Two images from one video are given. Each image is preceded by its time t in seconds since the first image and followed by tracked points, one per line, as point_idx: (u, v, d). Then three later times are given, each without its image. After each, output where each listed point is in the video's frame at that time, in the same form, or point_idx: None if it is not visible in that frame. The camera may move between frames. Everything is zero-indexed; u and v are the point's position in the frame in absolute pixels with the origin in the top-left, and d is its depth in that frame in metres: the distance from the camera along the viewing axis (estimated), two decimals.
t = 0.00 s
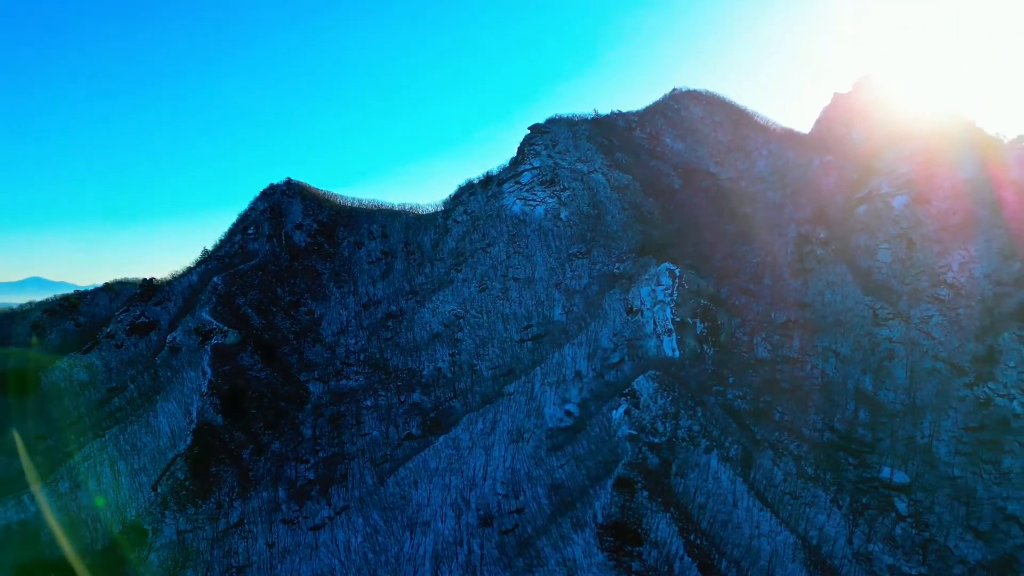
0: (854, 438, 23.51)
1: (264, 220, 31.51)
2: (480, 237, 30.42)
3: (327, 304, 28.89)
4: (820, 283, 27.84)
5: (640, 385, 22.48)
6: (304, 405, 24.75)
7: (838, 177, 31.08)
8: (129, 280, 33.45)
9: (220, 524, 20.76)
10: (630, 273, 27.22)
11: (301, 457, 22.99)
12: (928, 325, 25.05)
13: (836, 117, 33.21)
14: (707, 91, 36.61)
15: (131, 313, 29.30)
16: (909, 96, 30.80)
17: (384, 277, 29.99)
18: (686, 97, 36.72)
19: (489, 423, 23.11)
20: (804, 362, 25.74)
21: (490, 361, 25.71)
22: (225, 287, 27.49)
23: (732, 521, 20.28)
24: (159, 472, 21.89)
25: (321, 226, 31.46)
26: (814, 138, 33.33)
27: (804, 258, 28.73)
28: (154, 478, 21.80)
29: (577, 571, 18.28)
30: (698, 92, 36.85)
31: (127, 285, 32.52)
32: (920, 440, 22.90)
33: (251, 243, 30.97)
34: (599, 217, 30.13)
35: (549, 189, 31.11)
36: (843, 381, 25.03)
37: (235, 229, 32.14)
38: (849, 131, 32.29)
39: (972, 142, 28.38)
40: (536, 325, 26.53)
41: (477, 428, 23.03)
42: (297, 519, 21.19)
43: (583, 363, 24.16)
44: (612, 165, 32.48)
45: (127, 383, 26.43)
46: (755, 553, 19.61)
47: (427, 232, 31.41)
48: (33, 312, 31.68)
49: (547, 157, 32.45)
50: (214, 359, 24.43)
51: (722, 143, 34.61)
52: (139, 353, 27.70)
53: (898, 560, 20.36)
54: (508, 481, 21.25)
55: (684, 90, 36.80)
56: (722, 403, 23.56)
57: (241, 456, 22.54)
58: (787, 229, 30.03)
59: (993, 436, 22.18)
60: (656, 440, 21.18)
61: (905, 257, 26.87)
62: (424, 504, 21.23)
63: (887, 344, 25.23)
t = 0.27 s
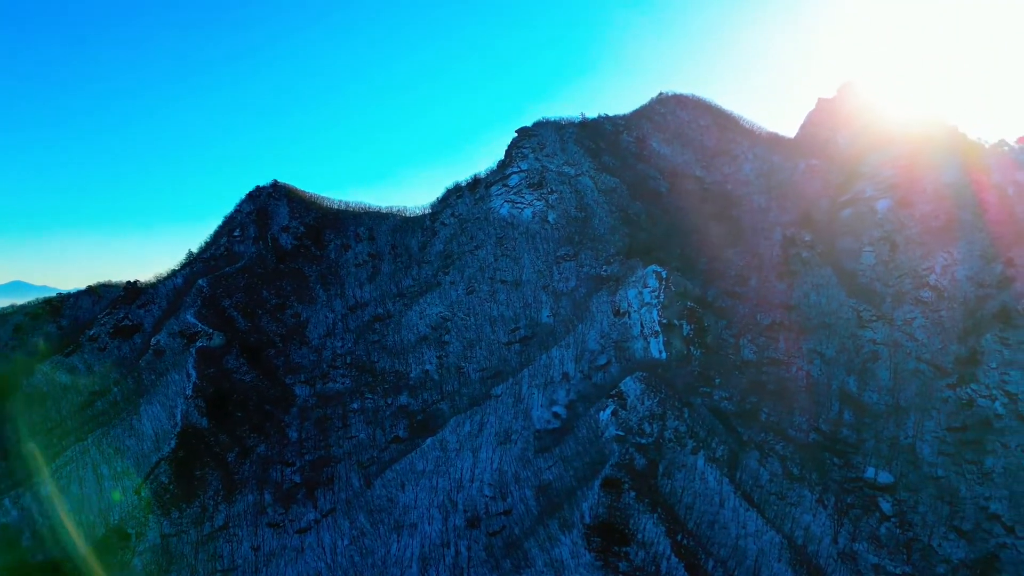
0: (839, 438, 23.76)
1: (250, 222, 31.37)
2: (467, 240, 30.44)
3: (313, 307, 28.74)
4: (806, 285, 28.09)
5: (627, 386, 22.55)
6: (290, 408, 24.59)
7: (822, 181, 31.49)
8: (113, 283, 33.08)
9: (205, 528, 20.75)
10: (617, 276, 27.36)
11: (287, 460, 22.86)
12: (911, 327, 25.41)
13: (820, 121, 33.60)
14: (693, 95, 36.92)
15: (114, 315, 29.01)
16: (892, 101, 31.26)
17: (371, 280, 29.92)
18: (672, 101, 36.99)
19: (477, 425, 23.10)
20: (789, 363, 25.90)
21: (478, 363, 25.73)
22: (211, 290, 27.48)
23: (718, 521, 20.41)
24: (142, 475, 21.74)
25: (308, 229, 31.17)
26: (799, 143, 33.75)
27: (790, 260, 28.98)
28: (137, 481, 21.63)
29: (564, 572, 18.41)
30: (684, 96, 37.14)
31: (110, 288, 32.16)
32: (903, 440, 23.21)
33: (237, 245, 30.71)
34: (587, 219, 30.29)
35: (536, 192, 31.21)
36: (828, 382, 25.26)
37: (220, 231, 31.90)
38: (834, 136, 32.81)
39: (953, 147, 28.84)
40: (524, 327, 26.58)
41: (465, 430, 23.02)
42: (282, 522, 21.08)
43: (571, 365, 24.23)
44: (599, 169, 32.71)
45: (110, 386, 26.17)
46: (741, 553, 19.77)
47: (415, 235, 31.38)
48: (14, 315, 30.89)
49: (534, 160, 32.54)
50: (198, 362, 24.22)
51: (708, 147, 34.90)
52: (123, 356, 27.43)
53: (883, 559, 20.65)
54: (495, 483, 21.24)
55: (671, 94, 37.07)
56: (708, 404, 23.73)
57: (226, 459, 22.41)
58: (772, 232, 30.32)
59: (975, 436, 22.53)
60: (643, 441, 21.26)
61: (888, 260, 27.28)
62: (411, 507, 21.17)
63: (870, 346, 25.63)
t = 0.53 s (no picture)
0: (825, 439, 24.01)
1: (236, 225, 31.24)
2: (455, 242, 30.46)
3: (300, 309, 28.61)
4: (791, 287, 28.36)
5: (615, 387, 22.64)
6: (275, 411, 24.40)
7: (807, 184, 31.92)
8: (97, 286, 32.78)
9: (189, 531, 20.60)
10: (605, 278, 27.49)
11: (272, 463, 22.69)
12: (894, 329, 25.79)
13: (805, 126, 34.06)
14: (679, 99, 37.23)
15: (98, 318, 28.68)
16: (875, 106, 31.67)
17: (358, 282, 29.83)
18: (658, 105, 37.27)
19: (464, 427, 23.11)
20: (775, 365, 26.21)
21: (465, 365, 25.74)
22: (196, 292, 27.29)
23: (705, 521, 20.52)
24: (125, 478, 21.64)
25: (294, 231, 31.09)
26: (784, 147, 34.16)
27: (775, 263, 29.31)
28: (119, 484, 21.55)
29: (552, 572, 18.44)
30: (670, 100, 37.44)
31: (94, 290, 31.84)
32: (888, 441, 23.52)
33: (222, 247, 30.53)
34: (574, 222, 30.42)
35: (524, 194, 31.30)
36: (813, 383, 25.50)
37: (205, 234, 31.68)
38: (818, 140, 33.18)
39: (935, 152, 29.21)
40: (511, 329, 26.64)
41: (452, 431, 23.00)
42: (268, 525, 20.97)
43: (559, 366, 24.32)
44: (587, 171, 32.90)
45: (93, 389, 25.91)
46: (727, 552, 19.88)
47: (402, 237, 31.32)
48: None
49: (522, 162, 32.64)
50: (183, 364, 24.04)
51: (695, 150, 35.17)
52: (106, 359, 27.18)
53: (868, 559, 20.88)
54: (482, 484, 21.23)
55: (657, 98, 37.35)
56: (695, 404, 23.90)
57: (211, 463, 22.27)
58: (758, 235, 30.58)
59: (958, 435, 22.81)
60: (631, 442, 21.35)
61: (872, 262, 27.61)
62: (398, 509, 21.11)
63: (855, 348, 25.92)
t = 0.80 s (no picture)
0: (810, 438, 24.23)
1: (221, 225, 31.05)
2: (442, 243, 30.46)
3: (286, 310, 28.48)
4: (777, 288, 28.61)
5: (602, 387, 22.76)
6: (261, 412, 24.26)
7: (792, 186, 32.09)
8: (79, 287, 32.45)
9: (174, 533, 20.43)
10: (592, 278, 27.63)
11: (258, 464, 22.51)
12: (878, 329, 26.10)
13: (791, 128, 34.29)
14: (666, 101, 37.55)
15: (80, 319, 28.34)
16: (860, 110, 32.07)
17: (345, 283, 29.70)
18: (645, 107, 37.57)
19: (452, 427, 23.09)
20: (761, 364, 26.49)
21: (453, 366, 25.73)
22: (180, 292, 27.05)
23: (692, 520, 20.66)
24: (109, 480, 21.49)
25: (280, 231, 30.91)
26: (769, 149, 34.50)
27: (761, 264, 29.51)
28: (103, 487, 21.41)
29: (539, 572, 18.48)
30: (657, 102, 37.75)
31: (76, 291, 31.52)
32: (872, 439, 23.80)
33: (208, 248, 30.31)
34: (561, 223, 30.53)
35: (511, 195, 31.36)
36: (798, 383, 25.76)
37: (190, 234, 31.48)
38: (803, 142, 33.28)
39: (918, 154, 29.71)
40: (499, 330, 26.68)
41: (439, 432, 22.99)
42: (253, 527, 20.80)
43: (546, 367, 24.39)
44: (574, 173, 33.04)
45: (75, 391, 25.65)
46: (714, 551, 20.02)
47: (389, 238, 31.21)
48: None
49: (509, 163, 32.71)
50: (168, 365, 23.94)
51: (681, 152, 35.44)
52: (89, 360, 26.82)
53: (852, 556, 21.09)
54: (470, 484, 21.23)
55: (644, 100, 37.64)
56: (681, 404, 24.06)
57: (196, 464, 21.96)
58: (744, 236, 30.83)
59: (941, 434, 23.31)
60: (618, 441, 21.50)
61: (857, 263, 27.95)
62: (385, 509, 21.06)
63: (840, 347, 26.19)
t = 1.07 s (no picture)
0: (796, 435, 24.47)
1: (207, 223, 30.84)
2: (430, 241, 30.42)
3: (272, 308, 28.32)
4: (762, 286, 28.87)
5: (589, 384, 22.89)
6: (247, 411, 24.22)
7: (778, 185, 32.36)
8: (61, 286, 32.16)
9: (158, 533, 20.20)
10: (579, 277, 27.76)
11: (244, 463, 22.42)
12: (863, 326, 26.49)
13: (777, 128, 34.57)
14: (653, 101, 37.85)
15: (63, 318, 28.16)
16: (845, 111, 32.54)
17: (332, 281, 29.57)
18: (632, 107, 37.85)
19: (439, 425, 23.09)
20: (747, 362, 26.71)
21: (440, 364, 25.73)
22: (164, 291, 27.05)
23: (679, 516, 20.80)
24: (93, 480, 21.33)
25: (266, 230, 30.71)
26: (755, 148, 34.81)
27: (747, 262, 29.75)
28: (87, 486, 21.23)
29: (526, 568, 18.55)
30: (644, 102, 38.04)
31: (59, 291, 31.28)
32: (856, 436, 24.17)
33: (193, 246, 30.11)
34: (549, 222, 30.62)
35: (499, 194, 31.42)
36: (784, 380, 26.01)
37: (175, 232, 31.24)
38: (789, 142, 33.68)
39: (902, 154, 30.16)
40: (486, 328, 26.71)
41: (427, 430, 22.98)
42: (239, 526, 20.67)
43: (534, 364, 24.45)
44: (561, 171, 33.14)
45: (58, 390, 25.37)
46: (701, 546, 20.20)
47: (376, 236, 31.07)
48: None
49: (497, 162, 32.77)
50: (152, 364, 23.89)
51: (668, 151, 35.67)
52: (72, 359, 26.50)
53: (837, 550, 21.29)
54: (457, 482, 21.26)
55: (631, 100, 37.93)
56: (668, 401, 24.22)
57: (181, 463, 21.81)
58: (730, 235, 30.99)
59: (924, 430, 23.65)
60: (605, 438, 21.61)
61: (841, 262, 28.34)
62: (372, 507, 21.05)
63: (825, 345, 26.55)
